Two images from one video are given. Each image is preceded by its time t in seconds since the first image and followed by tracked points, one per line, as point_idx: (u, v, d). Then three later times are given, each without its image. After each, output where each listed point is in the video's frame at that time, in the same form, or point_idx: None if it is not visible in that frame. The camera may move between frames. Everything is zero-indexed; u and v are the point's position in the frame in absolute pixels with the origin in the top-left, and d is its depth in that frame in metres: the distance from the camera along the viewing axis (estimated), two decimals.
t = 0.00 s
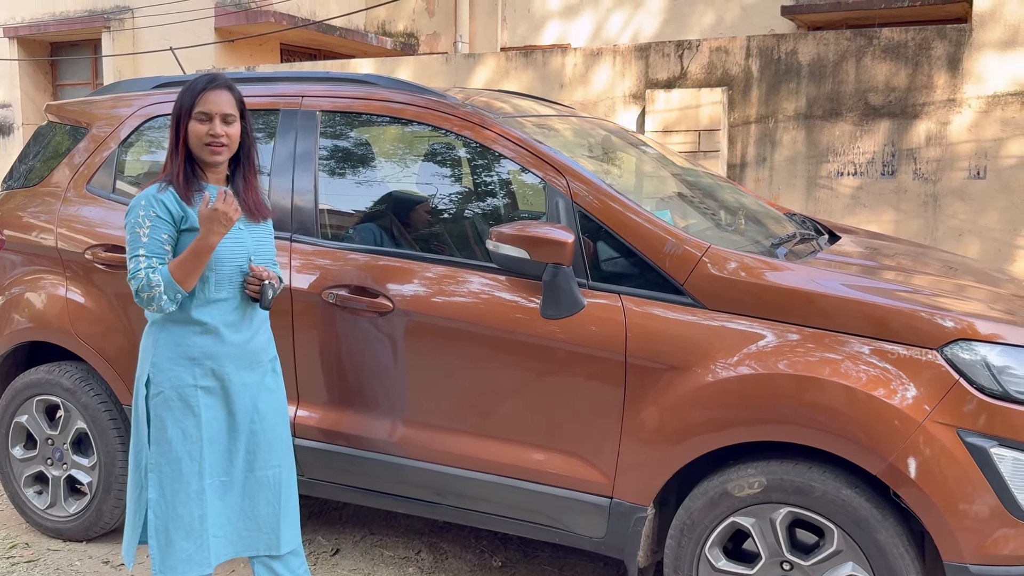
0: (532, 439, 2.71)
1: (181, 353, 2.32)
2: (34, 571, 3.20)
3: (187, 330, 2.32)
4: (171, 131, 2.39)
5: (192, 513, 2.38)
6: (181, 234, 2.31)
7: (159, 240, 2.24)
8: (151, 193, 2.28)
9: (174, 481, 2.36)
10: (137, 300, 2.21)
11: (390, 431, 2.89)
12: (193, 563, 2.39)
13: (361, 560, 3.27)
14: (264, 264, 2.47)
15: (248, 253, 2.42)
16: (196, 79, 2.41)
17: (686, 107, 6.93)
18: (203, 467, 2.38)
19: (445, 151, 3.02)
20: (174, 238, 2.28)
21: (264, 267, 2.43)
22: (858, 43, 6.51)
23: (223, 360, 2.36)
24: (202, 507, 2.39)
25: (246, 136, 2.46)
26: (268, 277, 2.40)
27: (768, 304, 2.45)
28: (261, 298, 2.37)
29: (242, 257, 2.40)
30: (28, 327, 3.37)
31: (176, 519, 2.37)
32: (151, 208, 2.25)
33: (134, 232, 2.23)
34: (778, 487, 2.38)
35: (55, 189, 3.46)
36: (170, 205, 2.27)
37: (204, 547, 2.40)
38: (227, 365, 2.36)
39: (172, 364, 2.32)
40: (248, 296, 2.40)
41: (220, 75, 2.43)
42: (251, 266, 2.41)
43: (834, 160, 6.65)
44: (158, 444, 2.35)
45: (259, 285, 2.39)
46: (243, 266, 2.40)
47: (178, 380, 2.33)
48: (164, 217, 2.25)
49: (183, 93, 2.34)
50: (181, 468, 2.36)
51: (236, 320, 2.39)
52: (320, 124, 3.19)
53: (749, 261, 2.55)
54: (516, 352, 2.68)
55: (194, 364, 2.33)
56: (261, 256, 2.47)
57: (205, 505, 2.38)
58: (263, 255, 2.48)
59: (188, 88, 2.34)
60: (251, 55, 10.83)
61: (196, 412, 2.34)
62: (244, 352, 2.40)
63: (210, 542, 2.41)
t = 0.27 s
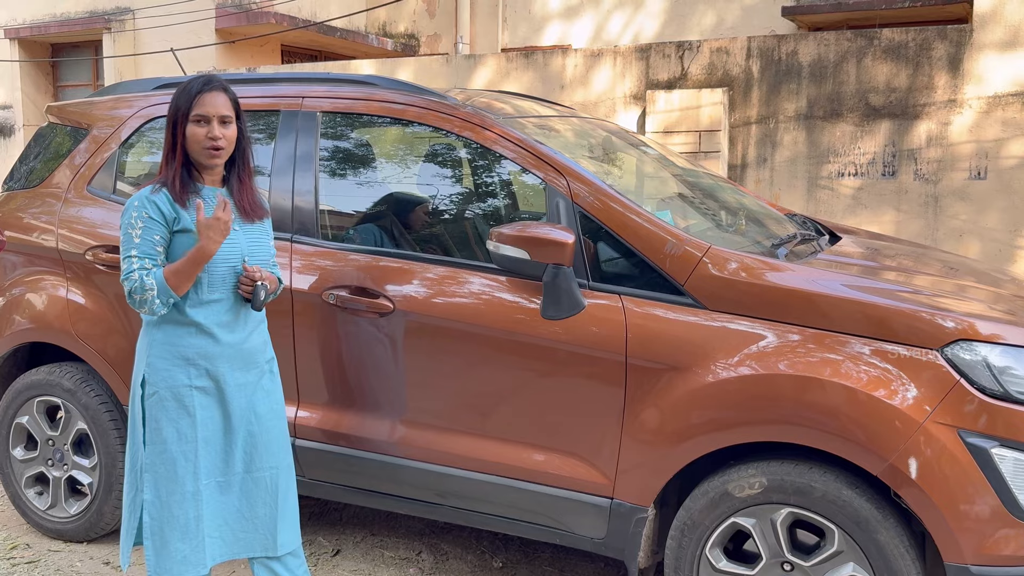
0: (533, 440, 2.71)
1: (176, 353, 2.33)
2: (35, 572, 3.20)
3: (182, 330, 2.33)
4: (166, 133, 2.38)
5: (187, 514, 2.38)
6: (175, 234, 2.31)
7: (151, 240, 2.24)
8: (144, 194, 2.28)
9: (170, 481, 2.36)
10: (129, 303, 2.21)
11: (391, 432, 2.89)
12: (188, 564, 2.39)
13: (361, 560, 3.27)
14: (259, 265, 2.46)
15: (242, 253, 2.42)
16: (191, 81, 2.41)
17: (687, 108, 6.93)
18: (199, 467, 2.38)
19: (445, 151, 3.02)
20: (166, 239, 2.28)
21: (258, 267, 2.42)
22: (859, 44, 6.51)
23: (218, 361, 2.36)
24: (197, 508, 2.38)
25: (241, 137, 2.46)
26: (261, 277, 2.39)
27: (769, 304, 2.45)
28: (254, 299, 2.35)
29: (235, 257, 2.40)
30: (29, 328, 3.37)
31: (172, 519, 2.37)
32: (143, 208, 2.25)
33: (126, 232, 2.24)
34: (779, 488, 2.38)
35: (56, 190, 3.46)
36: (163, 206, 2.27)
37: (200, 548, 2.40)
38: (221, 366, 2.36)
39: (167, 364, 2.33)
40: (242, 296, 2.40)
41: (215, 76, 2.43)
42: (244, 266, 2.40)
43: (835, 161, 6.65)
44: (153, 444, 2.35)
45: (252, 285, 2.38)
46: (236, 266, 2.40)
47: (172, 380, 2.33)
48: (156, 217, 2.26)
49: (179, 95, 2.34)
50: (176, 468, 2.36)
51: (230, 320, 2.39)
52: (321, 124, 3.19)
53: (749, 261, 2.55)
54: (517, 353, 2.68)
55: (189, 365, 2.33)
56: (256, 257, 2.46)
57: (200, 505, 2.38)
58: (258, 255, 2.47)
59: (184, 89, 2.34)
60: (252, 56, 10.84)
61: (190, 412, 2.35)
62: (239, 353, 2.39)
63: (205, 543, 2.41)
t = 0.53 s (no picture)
0: (534, 440, 2.70)
1: (176, 353, 2.32)
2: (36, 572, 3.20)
3: (182, 330, 2.32)
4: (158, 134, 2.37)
5: (189, 513, 2.38)
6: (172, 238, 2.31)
7: (143, 244, 2.25)
8: (139, 198, 2.29)
9: (170, 481, 2.36)
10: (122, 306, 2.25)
11: (392, 432, 2.89)
12: (190, 563, 2.39)
13: (363, 561, 3.27)
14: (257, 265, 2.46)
15: (239, 254, 2.42)
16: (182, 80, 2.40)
17: (688, 108, 6.93)
18: (200, 467, 2.38)
19: (447, 152, 3.02)
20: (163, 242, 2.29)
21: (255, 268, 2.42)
22: (860, 44, 6.50)
23: (218, 360, 2.36)
24: (198, 508, 2.38)
25: (234, 136, 2.46)
26: (258, 277, 2.39)
27: (770, 304, 2.45)
28: (249, 299, 2.36)
29: (232, 259, 2.40)
30: (30, 328, 3.37)
31: (173, 519, 2.37)
32: (136, 212, 2.26)
33: (121, 237, 2.27)
34: (780, 488, 2.37)
35: (57, 190, 3.46)
36: (156, 210, 2.27)
37: (201, 547, 2.40)
38: (221, 365, 2.36)
39: (167, 364, 2.33)
40: (239, 297, 2.39)
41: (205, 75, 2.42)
42: (241, 266, 2.40)
43: (837, 161, 6.64)
44: (154, 443, 2.35)
45: (250, 287, 2.38)
46: (233, 266, 2.40)
47: (173, 380, 2.33)
48: (148, 221, 2.26)
49: (169, 96, 2.33)
50: (177, 468, 2.35)
51: (230, 320, 2.39)
52: (321, 124, 3.18)
53: (750, 261, 2.55)
54: (518, 353, 2.68)
55: (189, 364, 2.33)
56: (252, 256, 2.46)
57: (201, 505, 2.38)
58: (255, 255, 2.47)
59: (174, 90, 2.33)
60: (254, 57, 10.84)
61: (191, 412, 2.34)
62: (239, 352, 2.39)
63: (206, 542, 2.41)
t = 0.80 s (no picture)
0: (536, 440, 2.70)
1: (176, 353, 2.32)
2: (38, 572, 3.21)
3: (182, 329, 2.33)
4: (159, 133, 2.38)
5: (189, 513, 2.38)
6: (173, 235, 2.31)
7: (150, 241, 2.25)
8: (139, 196, 2.29)
9: (170, 480, 2.36)
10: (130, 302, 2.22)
11: (394, 432, 2.89)
12: (190, 562, 2.39)
13: (364, 561, 3.27)
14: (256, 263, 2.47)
15: (239, 253, 2.42)
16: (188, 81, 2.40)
17: (690, 108, 6.92)
18: (200, 466, 2.38)
19: (448, 152, 3.01)
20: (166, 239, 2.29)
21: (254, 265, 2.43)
22: (862, 43, 6.50)
23: (218, 359, 2.36)
24: (198, 507, 2.39)
25: (232, 139, 2.45)
26: (256, 273, 2.39)
27: (772, 304, 2.45)
28: (249, 296, 2.36)
29: (232, 257, 2.40)
30: (32, 328, 3.38)
31: (173, 518, 2.37)
32: (140, 210, 2.26)
33: (125, 235, 2.25)
34: (782, 488, 2.37)
35: (59, 190, 3.46)
36: (158, 207, 2.27)
37: (201, 546, 2.41)
38: (222, 365, 2.36)
39: (167, 363, 2.33)
40: (236, 294, 2.40)
41: (209, 78, 2.41)
42: (240, 264, 2.40)
43: (839, 160, 6.63)
44: (153, 443, 2.35)
45: (247, 283, 2.38)
46: (233, 264, 2.40)
47: (173, 379, 2.33)
48: (152, 218, 2.26)
49: (171, 96, 2.34)
50: (176, 467, 2.36)
51: (229, 319, 2.39)
52: (323, 125, 3.19)
53: (752, 261, 2.55)
54: (520, 353, 2.68)
55: (189, 364, 2.33)
56: (252, 255, 2.47)
57: (201, 504, 2.38)
58: (254, 254, 2.48)
59: (176, 91, 2.33)
60: (256, 57, 10.85)
61: (191, 411, 2.35)
62: (239, 352, 2.40)
63: (206, 541, 2.41)
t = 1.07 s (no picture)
0: (538, 439, 2.71)
1: (177, 352, 2.33)
2: (41, 570, 3.21)
3: (183, 328, 2.33)
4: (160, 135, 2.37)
5: (189, 511, 2.39)
6: (175, 234, 2.31)
7: (149, 240, 2.24)
8: (144, 194, 2.28)
9: (171, 479, 2.37)
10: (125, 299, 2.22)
11: (396, 430, 2.89)
12: (190, 561, 2.40)
13: (367, 559, 3.27)
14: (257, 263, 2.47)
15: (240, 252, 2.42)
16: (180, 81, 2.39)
17: (692, 107, 6.92)
18: (200, 465, 2.38)
19: (450, 150, 3.02)
20: (167, 239, 2.29)
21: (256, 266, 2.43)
22: (865, 42, 6.49)
23: (219, 358, 2.36)
24: (199, 506, 2.39)
25: (236, 132, 2.46)
26: (259, 274, 2.40)
27: (774, 303, 2.45)
28: (251, 296, 2.37)
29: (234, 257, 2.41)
30: (35, 326, 3.38)
31: (173, 517, 2.38)
32: (143, 208, 2.26)
33: (125, 232, 2.25)
34: (783, 487, 2.37)
35: (61, 189, 3.47)
36: (162, 207, 2.27)
37: (201, 545, 2.41)
38: (223, 364, 2.37)
39: (168, 363, 2.33)
40: (240, 295, 2.41)
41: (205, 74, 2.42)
42: (243, 265, 2.41)
43: (841, 159, 6.63)
44: (154, 442, 2.35)
45: (251, 284, 2.39)
46: (234, 264, 2.40)
47: (174, 378, 2.33)
48: (155, 217, 2.25)
49: (171, 96, 2.33)
50: (177, 466, 2.36)
51: (230, 318, 2.40)
52: (326, 123, 3.19)
53: (754, 260, 2.54)
54: (522, 351, 2.68)
55: (190, 363, 2.34)
56: (253, 255, 2.47)
57: (201, 503, 2.39)
58: (255, 254, 2.48)
59: (175, 90, 2.33)
60: (258, 56, 10.85)
61: (192, 410, 2.35)
62: (240, 351, 2.40)
63: (206, 540, 2.42)
